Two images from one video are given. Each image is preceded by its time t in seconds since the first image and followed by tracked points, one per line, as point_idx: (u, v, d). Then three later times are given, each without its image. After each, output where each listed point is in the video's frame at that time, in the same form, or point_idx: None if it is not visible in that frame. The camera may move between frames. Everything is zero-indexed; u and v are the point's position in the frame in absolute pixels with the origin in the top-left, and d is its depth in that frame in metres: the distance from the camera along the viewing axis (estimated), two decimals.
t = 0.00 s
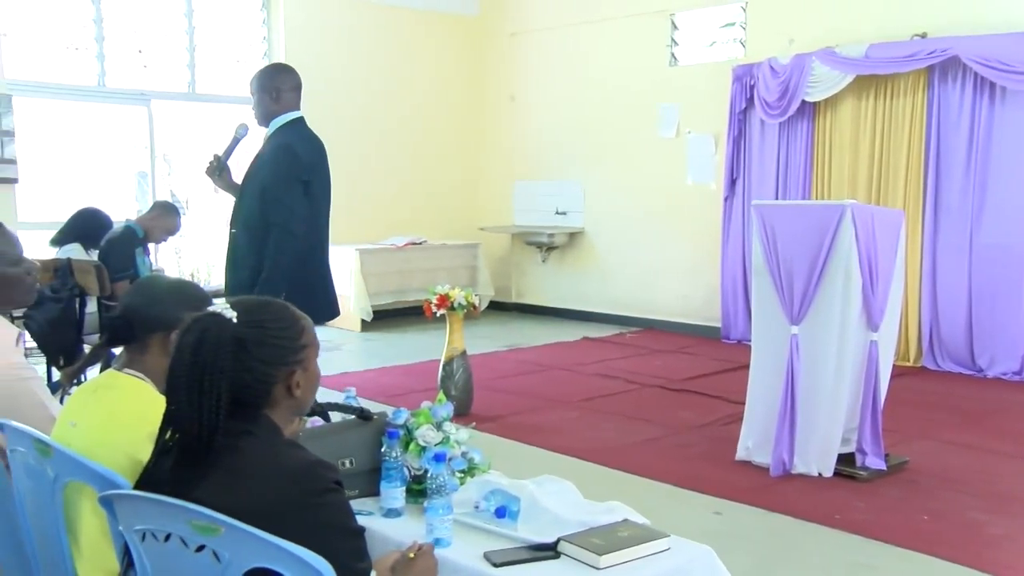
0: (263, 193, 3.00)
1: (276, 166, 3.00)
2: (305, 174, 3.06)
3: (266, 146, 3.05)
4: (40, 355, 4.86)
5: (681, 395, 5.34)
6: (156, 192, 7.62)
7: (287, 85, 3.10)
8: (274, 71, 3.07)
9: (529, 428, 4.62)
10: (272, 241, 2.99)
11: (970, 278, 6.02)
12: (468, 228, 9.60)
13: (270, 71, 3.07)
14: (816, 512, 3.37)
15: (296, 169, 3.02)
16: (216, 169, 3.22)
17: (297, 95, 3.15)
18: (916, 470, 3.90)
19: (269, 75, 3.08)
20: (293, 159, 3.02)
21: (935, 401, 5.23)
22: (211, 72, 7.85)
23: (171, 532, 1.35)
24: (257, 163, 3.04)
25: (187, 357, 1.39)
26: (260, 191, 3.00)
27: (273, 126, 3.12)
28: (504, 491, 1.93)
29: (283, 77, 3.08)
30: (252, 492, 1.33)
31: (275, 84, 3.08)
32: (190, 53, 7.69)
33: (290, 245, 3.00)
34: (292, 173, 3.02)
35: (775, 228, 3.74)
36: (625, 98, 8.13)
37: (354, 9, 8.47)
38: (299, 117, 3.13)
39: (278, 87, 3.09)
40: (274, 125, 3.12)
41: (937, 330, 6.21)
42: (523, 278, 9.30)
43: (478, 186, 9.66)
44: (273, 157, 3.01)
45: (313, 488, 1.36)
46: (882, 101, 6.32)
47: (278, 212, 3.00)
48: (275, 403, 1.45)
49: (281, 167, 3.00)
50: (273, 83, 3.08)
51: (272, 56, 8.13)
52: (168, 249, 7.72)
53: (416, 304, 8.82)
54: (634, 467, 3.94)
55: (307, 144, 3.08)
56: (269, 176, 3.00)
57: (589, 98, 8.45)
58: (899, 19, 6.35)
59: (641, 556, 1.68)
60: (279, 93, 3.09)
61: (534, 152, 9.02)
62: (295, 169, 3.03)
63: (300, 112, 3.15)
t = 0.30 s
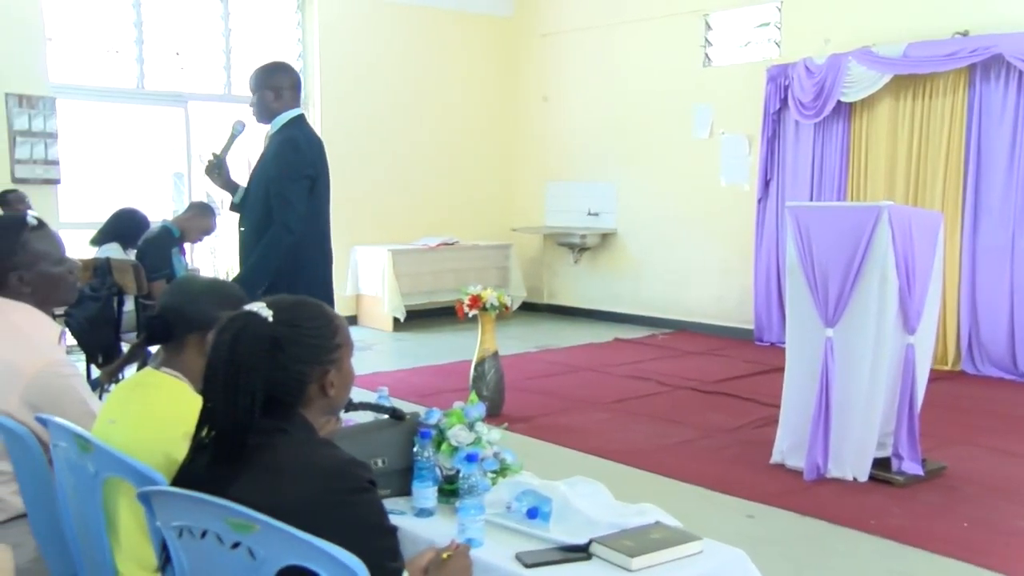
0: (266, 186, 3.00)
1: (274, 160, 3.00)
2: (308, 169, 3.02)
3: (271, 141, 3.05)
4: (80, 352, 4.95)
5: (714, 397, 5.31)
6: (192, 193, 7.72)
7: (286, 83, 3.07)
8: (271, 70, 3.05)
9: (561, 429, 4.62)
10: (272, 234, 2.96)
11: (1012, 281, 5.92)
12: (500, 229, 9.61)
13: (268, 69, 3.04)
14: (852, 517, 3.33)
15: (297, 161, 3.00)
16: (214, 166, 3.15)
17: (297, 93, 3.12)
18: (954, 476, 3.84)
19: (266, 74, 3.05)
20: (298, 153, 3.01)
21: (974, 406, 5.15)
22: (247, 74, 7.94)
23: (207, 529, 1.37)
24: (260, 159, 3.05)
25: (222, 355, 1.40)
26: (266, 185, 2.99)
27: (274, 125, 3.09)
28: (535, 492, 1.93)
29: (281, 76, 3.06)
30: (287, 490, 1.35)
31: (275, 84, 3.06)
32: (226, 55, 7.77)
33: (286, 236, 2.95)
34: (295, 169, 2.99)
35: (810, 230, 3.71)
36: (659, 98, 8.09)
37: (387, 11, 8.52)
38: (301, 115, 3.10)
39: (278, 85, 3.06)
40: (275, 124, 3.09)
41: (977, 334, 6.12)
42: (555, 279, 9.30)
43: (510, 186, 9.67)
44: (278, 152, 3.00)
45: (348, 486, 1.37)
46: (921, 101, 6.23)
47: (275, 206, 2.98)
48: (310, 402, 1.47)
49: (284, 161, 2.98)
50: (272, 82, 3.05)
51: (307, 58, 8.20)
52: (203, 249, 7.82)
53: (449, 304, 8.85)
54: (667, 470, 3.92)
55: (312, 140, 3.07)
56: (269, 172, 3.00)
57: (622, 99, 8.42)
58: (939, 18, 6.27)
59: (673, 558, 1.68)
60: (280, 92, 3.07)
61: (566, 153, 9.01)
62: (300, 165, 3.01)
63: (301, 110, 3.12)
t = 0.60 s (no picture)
0: (298, 188, 3.04)
1: (301, 161, 3.03)
2: (339, 167, 3.05)
3: (296, 140, 3.08)
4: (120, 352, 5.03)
5: (750, 403, 5.27)
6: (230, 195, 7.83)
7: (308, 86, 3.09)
8: (294, 72, 3.06)
9: (595, 432, 4.61)
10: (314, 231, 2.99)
11: None
12: (535, 232, 9.62)
13: (291, 72, 3.05)
14: (891, 525, 3.28)
15: (324, 159, 3.02)
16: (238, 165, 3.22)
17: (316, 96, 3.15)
18: (998, 486, 3.77)
19: (288, 76, 3.06)
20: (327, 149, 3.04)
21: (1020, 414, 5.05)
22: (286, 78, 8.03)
23: (245, 528, 1.38)
24: (284, 161, 3.08)
25: (261, 352, 1.41)
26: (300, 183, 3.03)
27: (298, 126, 3.11)
28: (570, 495, 1.93)
29: (304, 79, 3.08)
30: (321, 488, 1.36)
31: (298, 85, 3.08)
32: (265, 58, 7.85)
33: (322, 234, 2.98)
34: (329, 165, 3.03)
35: (850, 235, 3.67)
36: (695, 101, 8.05)
37: (424, 15, 8.57)
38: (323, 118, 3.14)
39: (301, 88, 3.08)
40: (297, 126, 3.11)
41: (1022, 341, 6.00)
42: (590, 282, 9.27)
43: (546, 189, 9.67)
44: (305, 151, 3.04)
45: (382, 488, 1.38)
46: (966, 103, 6.13)
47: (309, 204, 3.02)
48: (347, 402, 1.48)
49: (314, 161, 3.02)
50: (297, 84, 3.07)
51: (344, 61, 8.28)
52: (241, 250, 7.91)
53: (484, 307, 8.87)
54: (702, 475, 3.90)
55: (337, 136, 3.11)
56: (297, 172, 3.04)
57: (658, 102, 8.39)
58: (984, 19, 6.16)
59: (709, 565, 1.66)
60: (303, 93, 3.09)
61: (602, 156, 8.99)
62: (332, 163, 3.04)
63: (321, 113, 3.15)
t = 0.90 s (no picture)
0: (328, 189, 3.07)
1: (326, 163, 3.06)
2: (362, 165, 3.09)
3: (316, 142, 3.11)
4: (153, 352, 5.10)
5: (781, 406, 5.22)
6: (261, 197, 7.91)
7: (322, 90, 3.10)
8: (311, 78, 3.06)
9: (624, 435, 4.59)
10: (351, 232, 3.03)
11: None
12: (564, 234, 9.60)
13: (307, 76, 3.05)
14: (925, 532, 3.24)
15: (347, 157, 3.06)
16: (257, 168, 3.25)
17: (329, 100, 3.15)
18: None
19: (305, 80, 3.06)
20: (352, 148, 3.08)
21: None
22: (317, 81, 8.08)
23: (275, 527, 1.39)
24: (304, 167, 3.10)
25: (291, 339, 1.45)
26: (331, 184, 3.06)
27: (314, 130, 3.13)
28: (598, 498, 1.94)
29: (319, 83, 3.08)
30: (352, 485, 1.37)
31: (315, 90, 3.09)
32: (296, 60, 7.90)
33: (359, 233, 3.03)
34: (356, 164, 3.07)
35: (882, 238, 3.64)
36: (726, 103, 8.00)
37: (453, 18, 8.60)
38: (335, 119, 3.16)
39: (317, 92, 3.09)
40: (313, 130, 3.12)
41: None
42: (619, 284, 9.24)
43: (575, 191, 9.65)
44: (331, 153, 3.07)
45: (411, 487, 1.38)
46: (1003, 104, 6.03)
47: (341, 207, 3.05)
48: (375, 401, 1.48)
49: (340, 162, 3.05)
50: (312, 88, 3.07)
51: (374, 64, 8.32)
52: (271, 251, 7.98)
53: (512, 309, 8.87)
54: (732, 479, 3.87)
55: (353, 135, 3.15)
56: (321, 175, 3.06)
57: (688, 104, 8.35)
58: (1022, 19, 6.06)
59: (738, 570, 1.65)
60: (319, 98, 3.10)
61: (631, 158, 8.97)
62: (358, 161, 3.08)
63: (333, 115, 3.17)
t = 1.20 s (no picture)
0: (354, 188, 3.09)
1: (350, 163, 3.09)
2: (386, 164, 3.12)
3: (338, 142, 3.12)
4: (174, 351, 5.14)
5: (801, 407, 5.19)
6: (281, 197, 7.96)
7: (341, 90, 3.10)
8: (332, 78, 3.06)
9: (643, 436, 4.58)
10: (379, 230, 3.06)
11: None
12: (583, 234, 9.59)
13: (327, 76, 3.06)
14: (950, 536, 3.21)
15: (370, 157, 3.09)
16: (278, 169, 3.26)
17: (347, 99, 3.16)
18: None
19: (325, 79, 3.07)
20: (376, 147, 3.11)
21: None
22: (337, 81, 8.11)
23: (296, 525, 1.39)
24: (327, 166, 3.11)
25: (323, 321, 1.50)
26: (357, 183, 3.08)
27: (335, 129, 3.13)
28: (617, 498, 1.93)
29: (339, 83, 3.08)
30: (373, 480, 1.38)
31: (335, 90, 3.09)
32: (316, 60, 7.93)
33: (385, 232, 3.07)
34: (380, 163, 3.10)
35: (904, 239, 3.61)
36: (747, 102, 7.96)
37: (473, 18, 8.61)
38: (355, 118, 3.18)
39: (336, 92, 3.09)
40: (333, 129, 3.13)
41: None
42: (638, 284, 9.22)
43: (594, 191, 9.64)
44: (356, 152, 3.09)
45: (429, 482, 1.38)
46: None
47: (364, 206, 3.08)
48: (396, 395, 1.48)
49: (365, 161, 3.08)
50: (331, 88, 3.07)
51: (394, 64, 8.34)
52: (291, 251, 8.01)
53: (530, 309, 8.87)
54: (751, 480, 3.85)
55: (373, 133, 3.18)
56: (345, 175, 3.08)
57: (708, 103, 8.31)
58: None
59: (758, 571, 1.64)
60: (339, 98, 3.10)
61: (651, 158, 8.94)
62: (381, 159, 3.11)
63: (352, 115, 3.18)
